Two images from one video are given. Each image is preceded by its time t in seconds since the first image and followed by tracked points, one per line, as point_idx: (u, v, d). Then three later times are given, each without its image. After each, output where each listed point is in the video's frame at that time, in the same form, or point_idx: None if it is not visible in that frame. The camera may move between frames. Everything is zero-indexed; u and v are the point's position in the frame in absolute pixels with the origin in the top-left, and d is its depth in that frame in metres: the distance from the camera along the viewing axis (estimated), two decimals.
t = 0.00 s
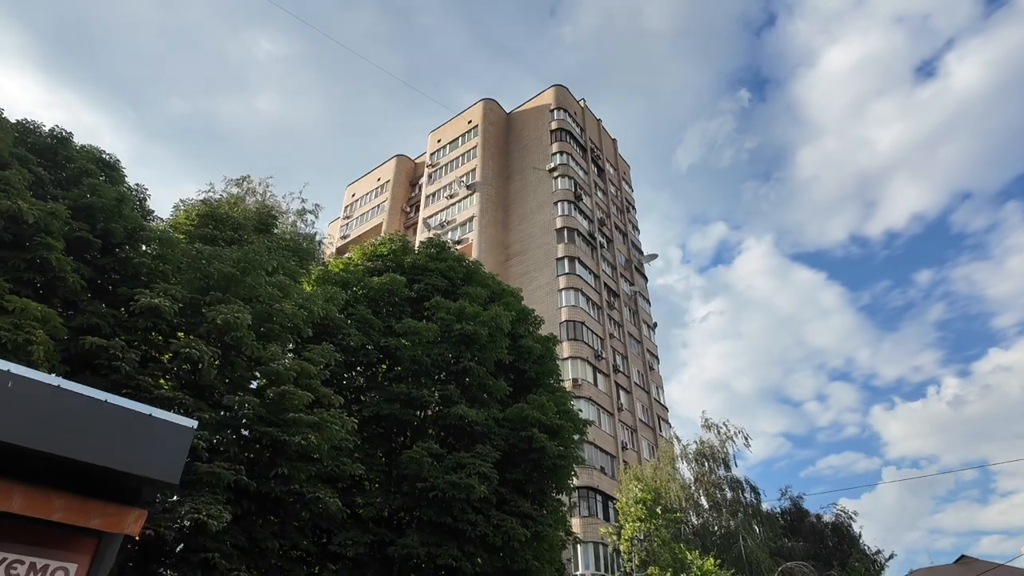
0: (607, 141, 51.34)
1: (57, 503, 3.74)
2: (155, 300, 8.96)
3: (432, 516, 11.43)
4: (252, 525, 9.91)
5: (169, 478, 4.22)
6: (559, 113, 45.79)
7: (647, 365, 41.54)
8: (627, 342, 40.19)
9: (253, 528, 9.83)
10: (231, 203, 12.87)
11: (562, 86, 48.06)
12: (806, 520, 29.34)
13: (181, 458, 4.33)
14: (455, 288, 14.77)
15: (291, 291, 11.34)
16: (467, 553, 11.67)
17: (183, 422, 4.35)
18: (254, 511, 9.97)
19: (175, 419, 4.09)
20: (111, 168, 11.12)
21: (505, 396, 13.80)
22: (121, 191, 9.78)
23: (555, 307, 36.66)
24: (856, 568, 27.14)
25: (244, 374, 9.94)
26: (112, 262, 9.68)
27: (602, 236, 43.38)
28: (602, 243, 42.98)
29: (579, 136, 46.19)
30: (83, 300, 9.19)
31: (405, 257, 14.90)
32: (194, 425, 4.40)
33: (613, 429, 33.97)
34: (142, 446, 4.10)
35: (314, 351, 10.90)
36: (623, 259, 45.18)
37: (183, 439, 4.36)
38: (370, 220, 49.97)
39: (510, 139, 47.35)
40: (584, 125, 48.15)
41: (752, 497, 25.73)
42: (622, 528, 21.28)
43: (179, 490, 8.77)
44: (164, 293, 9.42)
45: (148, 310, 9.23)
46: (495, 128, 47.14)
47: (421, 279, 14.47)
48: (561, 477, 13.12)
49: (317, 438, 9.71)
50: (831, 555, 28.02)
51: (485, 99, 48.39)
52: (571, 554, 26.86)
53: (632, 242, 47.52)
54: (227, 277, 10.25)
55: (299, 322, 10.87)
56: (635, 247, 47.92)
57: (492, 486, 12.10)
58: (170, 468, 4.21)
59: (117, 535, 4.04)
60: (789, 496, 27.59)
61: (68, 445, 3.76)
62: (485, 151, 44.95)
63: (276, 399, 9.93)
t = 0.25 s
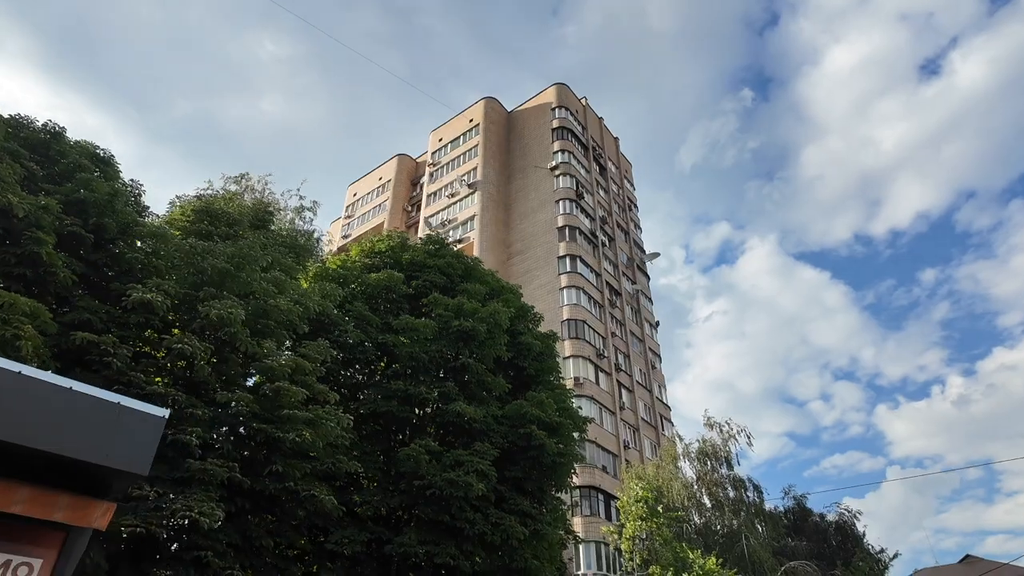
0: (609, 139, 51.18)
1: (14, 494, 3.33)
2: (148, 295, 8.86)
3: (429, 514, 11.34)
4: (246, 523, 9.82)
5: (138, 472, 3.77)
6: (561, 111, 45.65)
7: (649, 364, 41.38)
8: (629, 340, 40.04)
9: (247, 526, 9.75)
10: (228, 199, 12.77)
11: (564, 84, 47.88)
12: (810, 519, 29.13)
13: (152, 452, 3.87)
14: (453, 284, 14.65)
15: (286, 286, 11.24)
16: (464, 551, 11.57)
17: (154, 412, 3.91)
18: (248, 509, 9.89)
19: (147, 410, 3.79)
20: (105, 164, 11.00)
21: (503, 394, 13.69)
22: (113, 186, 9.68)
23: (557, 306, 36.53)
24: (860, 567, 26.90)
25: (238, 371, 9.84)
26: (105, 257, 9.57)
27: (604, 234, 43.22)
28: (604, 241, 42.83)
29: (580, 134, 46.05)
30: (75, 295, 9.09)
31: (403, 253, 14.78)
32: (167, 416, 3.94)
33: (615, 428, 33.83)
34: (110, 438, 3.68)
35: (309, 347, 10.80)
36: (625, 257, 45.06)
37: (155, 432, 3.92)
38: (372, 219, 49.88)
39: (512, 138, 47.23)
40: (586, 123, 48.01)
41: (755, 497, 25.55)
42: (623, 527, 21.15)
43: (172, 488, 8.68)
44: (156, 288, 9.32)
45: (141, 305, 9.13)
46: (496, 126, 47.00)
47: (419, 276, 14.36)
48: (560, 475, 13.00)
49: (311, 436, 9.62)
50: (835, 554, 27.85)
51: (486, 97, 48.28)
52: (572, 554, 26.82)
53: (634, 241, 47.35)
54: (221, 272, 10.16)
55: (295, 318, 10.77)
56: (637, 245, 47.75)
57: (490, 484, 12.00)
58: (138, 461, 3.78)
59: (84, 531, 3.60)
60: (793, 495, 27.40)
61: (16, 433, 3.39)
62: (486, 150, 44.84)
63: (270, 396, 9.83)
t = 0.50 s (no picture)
0: (609, 139, 51.00)
1: None
2: (134, 289, 8.72)
3: (422, 513, 11.20)
4: (236, 522, 9.68)
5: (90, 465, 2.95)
6: (560, 110, 45.49)
7: (649, 363, 41.22)
8: (629, 340, 39.89)
9: (236, 525, 9.60)
10: (219, 195, 12.64)
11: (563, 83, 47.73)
12: (811, 519, 28.94)
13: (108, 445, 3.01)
14: (448, 281, 14.51)
15: (277, 282, 11.10)
16: (458, 550, 11.44)
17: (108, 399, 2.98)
18: (237, 507, 9.74)
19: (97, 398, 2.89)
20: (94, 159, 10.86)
21: (499, 392, 13.55)
22: (101, 179, 9.55)
23: (556, 305, 36.39)
24: (861, 567, 26.71)
25: (227, 367, 9.71)
26: (93, 252, 9.43)
27: (604, 233, 43.06)
28: (603, 240, 42.69)
29: (580, 133, 45.91)
30: (61, 290, 8.96)
31: (398, 250, 14.65)
32: (125, 403, 3.03)
33: (615, 428, 33.66)
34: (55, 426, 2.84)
35: (300, 343, 10.66)
36: (625, 257, 44.92)
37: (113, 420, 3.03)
38: (371, 219, 49.79)
39: (511, 137, 47.08)
40: (586, 122, 47.84)
41: (755, 496, 25.38)
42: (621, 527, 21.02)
43: (158, 486, 8.54)
44: (144, 283, 9.19)
45: (128, 301, 9.00)
46: (495, 125, 46.87)
47: (414, 272, 14.22)
48: (555, 473, 12.87)
49: (301, 433, 9.48)
50: (836, 554, 27.67)
51: (485, 96, 48.15)
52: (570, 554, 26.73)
53: (634, 240, 47.21)
54: (211, 268, 10.04)
55: (285, 314, 10.65)
56: (637, 244, 47.60)
57: (484, 482, 11.86)
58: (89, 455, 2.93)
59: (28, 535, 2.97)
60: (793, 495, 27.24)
61: None
62: (486, 149, 44.72)
63: (260, 392, 9.69)
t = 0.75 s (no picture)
0: (607, 137, 50.91)
1: None
2: (121, 282, 8.61)
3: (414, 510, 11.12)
4: (225, 518, 9.62)
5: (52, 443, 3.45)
6: (558, 109, 45.38)
7: (648, 362, 41.13)
8: (627, 339, 39.80)
9: (226, 521, 9.55)
10: (210, 189, 12.53)
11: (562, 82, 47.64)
12: (809, 519, 28.86)
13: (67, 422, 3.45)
14: (442, 277, 14.43)
15: (267, 277, 11.02)
16: (450, 547, 11.36)
17: (65, 383, 3.38)
18: (227, 504, 9.68)
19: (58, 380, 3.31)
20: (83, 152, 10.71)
21: (493, 388, 13.47)
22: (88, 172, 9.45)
23: (554, 304, 36.29)
24: (860, 566, 26.60)
25: (216, 362, 9.61)
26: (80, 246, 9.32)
27: (602, 232, 42.99)
28: (602, 239, 42.60)
29: (579, 132, 45.84)
30: (47, 283, 8.85)
31: (392, 246, 14.56)
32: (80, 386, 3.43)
33: (613, 426, 33.56)
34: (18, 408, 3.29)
35: (290, 338, 10.58)
36: (623, 255, 44.84)
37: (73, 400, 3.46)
38: (369, 218, 49.70)
39: (510, 136, 46.97)
40: (584, 121, 47.73)
41: (753, 495, 25.28)
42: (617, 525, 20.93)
43: (144, 481, 8.43)
44: (131, 276, 9.09)
45: (115, 294, 8.90)
46: (494, 124, 46.77)
47: (408, 268, 14.13)
48: (549, 469, 12.77)
49: (291, 428, 9.41)
50: (834, 553, 27.58)
51: (483, 95, 48.02)
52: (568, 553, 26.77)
53: (632, 239, 47.13)
54: (199, 262, 9.94)
55: (275, 308, 10.56)
56: (636, 243, 47.52)
57: (478, 479, 11.78)
58: (50, 433, 3.42)
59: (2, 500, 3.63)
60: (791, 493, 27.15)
61: None
62: (484, 148, 44.61)
63: (249, 387, 9.61)
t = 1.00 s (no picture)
0: (606, 136, 50.78)
1: None
2: (103, 277, 8.47)
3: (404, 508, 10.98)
4: (210, 517, 9.48)
5: None
6: (556, 107, 45.22)
7: (646, 361, 40.99)
8: (625, 338, 39.65)
9: (212, 520, 9.41)
10: (199, 184, 12.37)
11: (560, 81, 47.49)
12: (807, 518, 28.71)
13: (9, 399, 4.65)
14: (435, 274, 14.30)
15: (255, 272, 10.88)
16: (441, 546, 11.22)
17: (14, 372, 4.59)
18: (213, 502, 9.54)
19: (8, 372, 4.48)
20: (68, 145, 10.50)
21: (485, 386, 13.34)
22: (71, 165, 9.29)
23: (551, 302, 36.15)
24: (858, 566, 26.43)
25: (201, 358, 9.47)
26: (63, 240, 9.16)
27: (600, 231, 42.85)
28: (600, 238, 42.46)
29: (577, 131, 45.70)
30: (28, 278, 8.69)
31: (384, 242, 14.42)
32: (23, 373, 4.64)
33: (611, 425, 33.40)
34: None
35: (277, 335, 10.45)
36: (621, 254, 44.69)
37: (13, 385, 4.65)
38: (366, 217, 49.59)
39: (508, 134, 46.82)
40: (582, 119, 47.57)
41: (751, 494, 25.11)
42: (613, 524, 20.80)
43: (126, 478, 8.29)
44: (114, 271, 8.94)
45: (97, 289, 8.75)
46: (492, 122, 46.62)
47: (400, 265, 13.99)
48: (542, 468, 12.62)
49: (277, 425, 9.27)
50: (833, 553, 27.41)
51: (481, 94, 47.87)
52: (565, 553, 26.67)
53: (631, 238, 46.98)
54: (184, 256, 9.81)
55: (263, 304, 10.42)
56: (634, 242, 47.38)
57: (469, 477, 11.64)
58: None
59: None
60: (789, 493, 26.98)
61: None
62: (482, 146, 44.47)
63: (234, 384, 9.48)
